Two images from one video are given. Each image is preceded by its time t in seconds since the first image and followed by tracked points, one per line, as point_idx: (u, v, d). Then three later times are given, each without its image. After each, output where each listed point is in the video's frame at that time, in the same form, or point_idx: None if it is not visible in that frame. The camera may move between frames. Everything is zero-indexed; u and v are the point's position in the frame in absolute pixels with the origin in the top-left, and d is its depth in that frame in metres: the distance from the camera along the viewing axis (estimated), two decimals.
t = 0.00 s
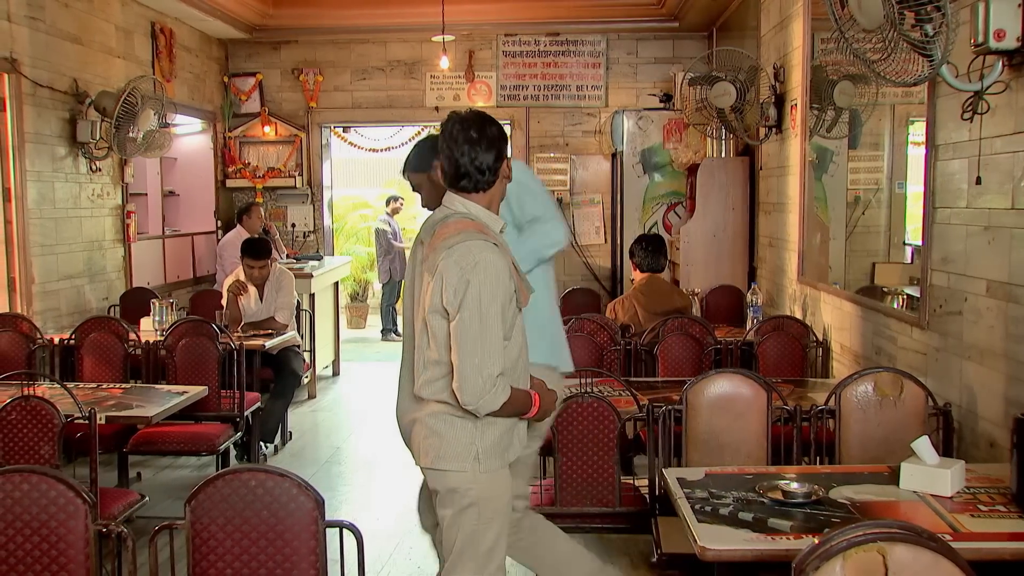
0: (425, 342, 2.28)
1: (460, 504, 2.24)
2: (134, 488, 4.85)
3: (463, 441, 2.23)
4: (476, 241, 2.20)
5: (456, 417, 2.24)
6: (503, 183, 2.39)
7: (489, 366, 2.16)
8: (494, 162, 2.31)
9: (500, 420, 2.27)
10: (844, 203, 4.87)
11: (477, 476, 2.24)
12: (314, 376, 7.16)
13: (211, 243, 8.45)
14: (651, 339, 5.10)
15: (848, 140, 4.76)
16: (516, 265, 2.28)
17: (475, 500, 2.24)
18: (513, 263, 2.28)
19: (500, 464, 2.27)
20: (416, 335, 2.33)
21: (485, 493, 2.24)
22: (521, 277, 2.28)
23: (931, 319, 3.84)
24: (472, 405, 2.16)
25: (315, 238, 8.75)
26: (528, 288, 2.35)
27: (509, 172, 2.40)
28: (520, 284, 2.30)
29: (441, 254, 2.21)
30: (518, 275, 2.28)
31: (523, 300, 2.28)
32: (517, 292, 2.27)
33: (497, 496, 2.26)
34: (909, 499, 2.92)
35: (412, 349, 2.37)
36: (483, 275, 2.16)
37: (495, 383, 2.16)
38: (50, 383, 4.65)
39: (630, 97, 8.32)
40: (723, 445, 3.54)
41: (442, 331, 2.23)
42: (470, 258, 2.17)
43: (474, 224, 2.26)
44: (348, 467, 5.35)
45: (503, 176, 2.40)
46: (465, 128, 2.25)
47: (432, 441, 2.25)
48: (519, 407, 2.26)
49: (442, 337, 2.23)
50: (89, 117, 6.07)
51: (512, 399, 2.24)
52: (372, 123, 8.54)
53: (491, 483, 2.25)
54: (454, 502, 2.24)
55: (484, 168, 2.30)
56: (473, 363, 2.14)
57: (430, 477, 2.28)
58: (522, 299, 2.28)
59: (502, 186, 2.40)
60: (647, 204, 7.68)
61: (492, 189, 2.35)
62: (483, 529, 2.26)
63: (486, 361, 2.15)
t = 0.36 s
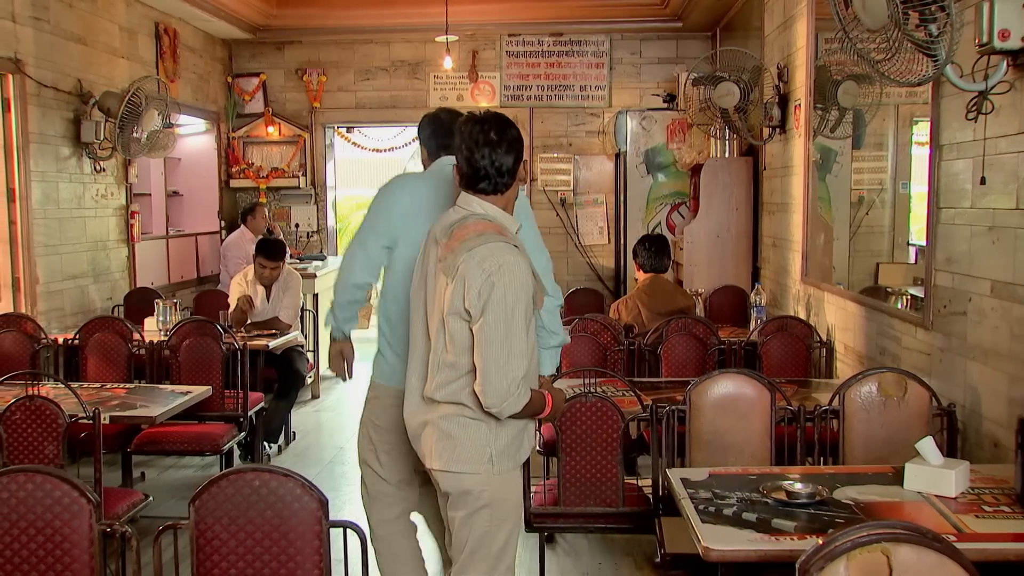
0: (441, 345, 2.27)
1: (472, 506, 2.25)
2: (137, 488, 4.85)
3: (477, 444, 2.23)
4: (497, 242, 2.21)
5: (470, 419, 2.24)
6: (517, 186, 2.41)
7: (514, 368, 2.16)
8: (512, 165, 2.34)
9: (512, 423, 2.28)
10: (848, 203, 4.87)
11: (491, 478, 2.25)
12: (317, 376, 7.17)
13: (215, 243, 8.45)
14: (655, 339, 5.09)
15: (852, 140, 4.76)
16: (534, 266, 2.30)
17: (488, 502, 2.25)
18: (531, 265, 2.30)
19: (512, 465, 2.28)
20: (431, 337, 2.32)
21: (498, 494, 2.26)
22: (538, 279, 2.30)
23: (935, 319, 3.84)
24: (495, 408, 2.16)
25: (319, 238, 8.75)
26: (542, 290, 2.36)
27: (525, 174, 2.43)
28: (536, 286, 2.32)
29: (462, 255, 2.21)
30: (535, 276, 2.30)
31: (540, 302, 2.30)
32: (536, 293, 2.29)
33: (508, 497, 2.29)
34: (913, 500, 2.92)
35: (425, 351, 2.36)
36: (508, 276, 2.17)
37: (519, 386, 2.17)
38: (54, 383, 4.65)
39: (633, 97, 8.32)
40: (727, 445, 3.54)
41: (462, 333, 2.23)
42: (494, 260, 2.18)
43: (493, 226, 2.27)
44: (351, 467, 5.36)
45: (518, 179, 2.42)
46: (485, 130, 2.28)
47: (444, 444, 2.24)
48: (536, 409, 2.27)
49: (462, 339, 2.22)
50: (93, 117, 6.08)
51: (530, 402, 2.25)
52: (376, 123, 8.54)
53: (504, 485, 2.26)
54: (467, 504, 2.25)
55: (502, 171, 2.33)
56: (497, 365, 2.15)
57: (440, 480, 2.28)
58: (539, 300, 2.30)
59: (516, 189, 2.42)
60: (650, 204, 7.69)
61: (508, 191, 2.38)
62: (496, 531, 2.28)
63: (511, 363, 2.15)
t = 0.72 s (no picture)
0: (450, 345, 2.27)
1: (479, 506, 2.25)
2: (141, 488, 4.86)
3: (483, 444, 2.23)
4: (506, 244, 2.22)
5: (476, 419, 2.24)
6: (531, 188, 2.41)
7: (519, 371, 2.16)
8: (525, 166, 2.35)
9: (520, 424, 2.27)
10: (851, 203, 4.87)
11: (496, 479, 2.25)
12: (321, 377, 7.18)
13: (219, 243, 8.46)
14: (659, 340, 5.09)
15: (856, 140, 4.76)
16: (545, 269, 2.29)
17: (494, 503, 2.25)
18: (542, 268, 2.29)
19: (519, 467, 2.28)
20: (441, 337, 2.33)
21: (504, 496, 2.26)
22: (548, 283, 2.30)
23: (939, 319, 3.84)
24: (499, 410, 2.16)
25: (322, 238, 8.75)
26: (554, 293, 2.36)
27: (539, 178, 2.43)
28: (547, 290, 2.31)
29: (471, 255, 2.21)
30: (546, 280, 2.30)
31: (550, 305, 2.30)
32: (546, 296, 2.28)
33: (515, 499, 2.28)
34: (917, 501, 2.92)
35: (435, 351, 2.37)
36: (515, 278, 2.17)
37: (523, 388, 2.17)
38: (59, 383, 4.66)
39: (637, 98, 8.32)
40: (731, 445, 3.54)
41: (470, 334, 2.23)
42: (502, 261, 2.18)
43: (504, 228, 2.27)
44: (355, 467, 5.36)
45: (532, 181, 2.42)
46: (498, 130, 2.30)
47: (451, 444, 2.24)
48: (542, 412, 2.26)
49: (469, 340, 2.23)
50: (97, 118, 6.09)
51: (537, 404, 2.24)
52: (379, 123, 8.55)
53: (510, 487, 2.26)
54: (474, 504, 2.26)
55: (515, 172, 2.34)
56: (502, 368, 2.15)
57: (448, 479, 2.28)
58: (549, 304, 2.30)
59: (531, 192, 2.43)
60: (654, 204, 7.71)
61: (521, 194, 2.38)
62: (502, 532, 2.27)
63: (516, 366, 2.15)
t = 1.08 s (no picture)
0: (450, 343, 2.31)
1: (478, 502, 2.26)
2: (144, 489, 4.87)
3: (478, 440, 2.24)
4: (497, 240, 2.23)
5: (475, 415, 2.26)
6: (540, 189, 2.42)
7: (502, 366, 2.16)
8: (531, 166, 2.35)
9: (520, 422, 2.27)
10: (854, 204, 4.86)
11: (492, 474, 2.25)
12: (323, 378, 7.18)
13: (222, 244, 8.47)
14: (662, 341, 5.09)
15: (859, 141, 4.75)
16: (541, 268, 2.28)
17: (490, 498, 2.25)
18: (538, 267, 2.28)
19: (518, 465, 2.26)
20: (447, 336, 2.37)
21: (501, 492, 2.25)
22: (545, 282, 2.28)
23: (943, 321, 3.83)
24: (484, 404, 2.16)
25: (325, 239, 8.75)
26: (557, 293, 2.34)
27: (546, 178, 2.43)
28: (545, 288, 2.29)
29: (465, 253, 2.24)
30: (543, 279, 2.28)
31: (547, 304, 2.28)
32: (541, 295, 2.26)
33: (513, 497, 2.27)
34: (921, 502, 2.91)
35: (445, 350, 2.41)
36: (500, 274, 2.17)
37: (507, 383, 2.16)
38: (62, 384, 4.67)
39: (640, 99, 8.32)
40: (735, 447, 3.54)
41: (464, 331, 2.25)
42: (488, 257, 2.19)
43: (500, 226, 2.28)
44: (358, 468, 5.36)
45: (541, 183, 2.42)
46: (501, 132, 2.31)
47: (452, 438, 2.29)
48: (536, 410, 2.24)
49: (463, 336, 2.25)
50: (100, 119, 6.09)
51: (530, 401, 2.22)
52: (383, 124, 8.55)
53: (507, 483, 2.26)
54: (473, 499, 2.27)
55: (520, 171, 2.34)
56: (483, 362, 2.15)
57: (451, 473, 2.31)
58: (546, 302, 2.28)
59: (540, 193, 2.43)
60: (656, 206, 7.70)
61: (526, 194, 2.38)
62: (500, 529, 2.27)
63: (497, 360, 2.15)
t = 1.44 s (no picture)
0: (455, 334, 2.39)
1: (478, 489, 2.30)
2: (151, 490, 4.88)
3: (476, 428, 2.29)
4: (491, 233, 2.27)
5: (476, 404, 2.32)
6: (549, 189, 2.41)
7: (483, 352, 2.20)
8: (536, 165, 2.34)
9: (518, 412, 2.28)
10: (861, 205, 4.85)
11: (489, 463, 2.27)
12: (329, 379, 7.19)
13: (228, 246, 8.48)
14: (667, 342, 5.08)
15: (865, 143, 4.75)
16: (538, 261, 2.29)
17: (487, 487, 2.28)
18: (535, 260, 2.29)
19: (515, 455, 2.27)
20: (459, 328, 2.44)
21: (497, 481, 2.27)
22: (541, 275, 2.29)
23: (950, 322, 3.82)
24: (467, 389, 2.21)
25: (331, 241, 8.76)
26: (556, 287, 2.34)
27: (556, 180, 2.42)
28: (542, 281, 2.29)
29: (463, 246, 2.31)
30: (539, 272, 2.29)
31: (541, 296, 2.29)
32: (534, 287, 2.28)
33: (511, 487, 2.28)
34: (928, 504, 2.91)
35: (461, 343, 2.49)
36: (485, 264, 2.22)
37: (487, 369, 2.19)
38: (69, 385, 4.68)
39: (646, 100, 8.31)
40: (741, 448, 3.53)
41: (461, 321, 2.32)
42: (478, 247, 2.24)
43: (501, 220, 2.31)
44: (364, 470, 5.37)
45: (553, 182, 2.41)
46: (508, 133, 2.32)
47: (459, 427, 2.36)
48: (526, 401, 2.24)
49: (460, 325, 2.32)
50: (107, 121, 6.11)
51: (517, 391, 2.22)
52: (389, 125, 8.56)
53: (504, 473, 2.27)
54: (473, 487, 2.31)
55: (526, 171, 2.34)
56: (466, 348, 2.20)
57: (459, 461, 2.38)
58: (540, 295, 2.29)
59: (551, 194, 2.42)
60: (663, 207, 7.67)
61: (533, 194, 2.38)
62: (498, 519, 2.29)
63: (477, 346, 2.19)
